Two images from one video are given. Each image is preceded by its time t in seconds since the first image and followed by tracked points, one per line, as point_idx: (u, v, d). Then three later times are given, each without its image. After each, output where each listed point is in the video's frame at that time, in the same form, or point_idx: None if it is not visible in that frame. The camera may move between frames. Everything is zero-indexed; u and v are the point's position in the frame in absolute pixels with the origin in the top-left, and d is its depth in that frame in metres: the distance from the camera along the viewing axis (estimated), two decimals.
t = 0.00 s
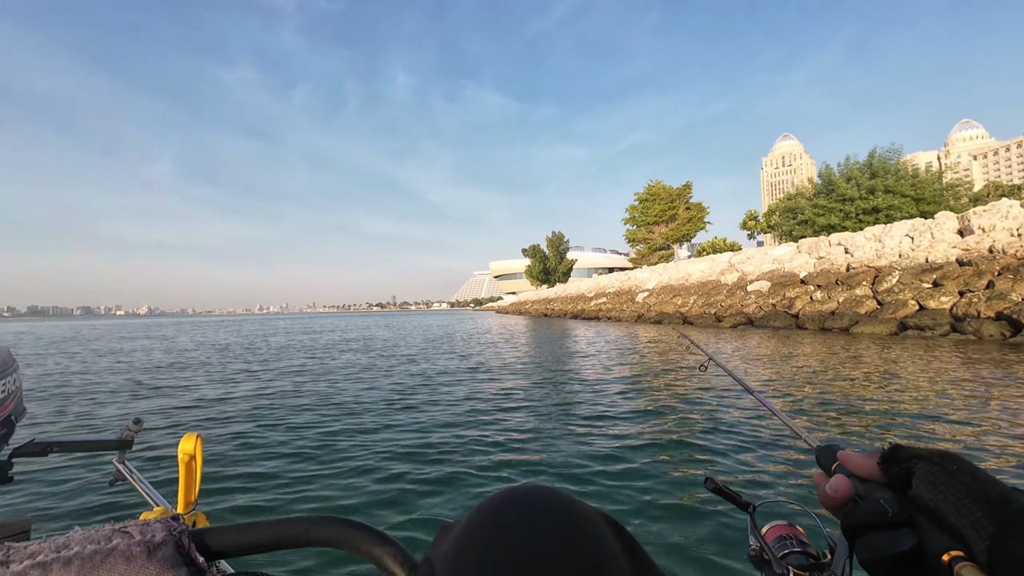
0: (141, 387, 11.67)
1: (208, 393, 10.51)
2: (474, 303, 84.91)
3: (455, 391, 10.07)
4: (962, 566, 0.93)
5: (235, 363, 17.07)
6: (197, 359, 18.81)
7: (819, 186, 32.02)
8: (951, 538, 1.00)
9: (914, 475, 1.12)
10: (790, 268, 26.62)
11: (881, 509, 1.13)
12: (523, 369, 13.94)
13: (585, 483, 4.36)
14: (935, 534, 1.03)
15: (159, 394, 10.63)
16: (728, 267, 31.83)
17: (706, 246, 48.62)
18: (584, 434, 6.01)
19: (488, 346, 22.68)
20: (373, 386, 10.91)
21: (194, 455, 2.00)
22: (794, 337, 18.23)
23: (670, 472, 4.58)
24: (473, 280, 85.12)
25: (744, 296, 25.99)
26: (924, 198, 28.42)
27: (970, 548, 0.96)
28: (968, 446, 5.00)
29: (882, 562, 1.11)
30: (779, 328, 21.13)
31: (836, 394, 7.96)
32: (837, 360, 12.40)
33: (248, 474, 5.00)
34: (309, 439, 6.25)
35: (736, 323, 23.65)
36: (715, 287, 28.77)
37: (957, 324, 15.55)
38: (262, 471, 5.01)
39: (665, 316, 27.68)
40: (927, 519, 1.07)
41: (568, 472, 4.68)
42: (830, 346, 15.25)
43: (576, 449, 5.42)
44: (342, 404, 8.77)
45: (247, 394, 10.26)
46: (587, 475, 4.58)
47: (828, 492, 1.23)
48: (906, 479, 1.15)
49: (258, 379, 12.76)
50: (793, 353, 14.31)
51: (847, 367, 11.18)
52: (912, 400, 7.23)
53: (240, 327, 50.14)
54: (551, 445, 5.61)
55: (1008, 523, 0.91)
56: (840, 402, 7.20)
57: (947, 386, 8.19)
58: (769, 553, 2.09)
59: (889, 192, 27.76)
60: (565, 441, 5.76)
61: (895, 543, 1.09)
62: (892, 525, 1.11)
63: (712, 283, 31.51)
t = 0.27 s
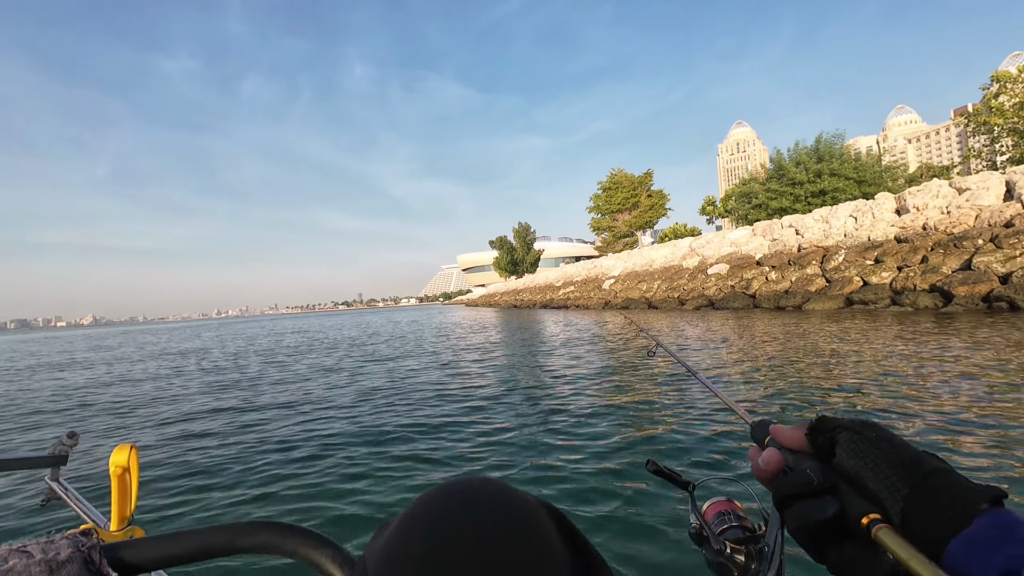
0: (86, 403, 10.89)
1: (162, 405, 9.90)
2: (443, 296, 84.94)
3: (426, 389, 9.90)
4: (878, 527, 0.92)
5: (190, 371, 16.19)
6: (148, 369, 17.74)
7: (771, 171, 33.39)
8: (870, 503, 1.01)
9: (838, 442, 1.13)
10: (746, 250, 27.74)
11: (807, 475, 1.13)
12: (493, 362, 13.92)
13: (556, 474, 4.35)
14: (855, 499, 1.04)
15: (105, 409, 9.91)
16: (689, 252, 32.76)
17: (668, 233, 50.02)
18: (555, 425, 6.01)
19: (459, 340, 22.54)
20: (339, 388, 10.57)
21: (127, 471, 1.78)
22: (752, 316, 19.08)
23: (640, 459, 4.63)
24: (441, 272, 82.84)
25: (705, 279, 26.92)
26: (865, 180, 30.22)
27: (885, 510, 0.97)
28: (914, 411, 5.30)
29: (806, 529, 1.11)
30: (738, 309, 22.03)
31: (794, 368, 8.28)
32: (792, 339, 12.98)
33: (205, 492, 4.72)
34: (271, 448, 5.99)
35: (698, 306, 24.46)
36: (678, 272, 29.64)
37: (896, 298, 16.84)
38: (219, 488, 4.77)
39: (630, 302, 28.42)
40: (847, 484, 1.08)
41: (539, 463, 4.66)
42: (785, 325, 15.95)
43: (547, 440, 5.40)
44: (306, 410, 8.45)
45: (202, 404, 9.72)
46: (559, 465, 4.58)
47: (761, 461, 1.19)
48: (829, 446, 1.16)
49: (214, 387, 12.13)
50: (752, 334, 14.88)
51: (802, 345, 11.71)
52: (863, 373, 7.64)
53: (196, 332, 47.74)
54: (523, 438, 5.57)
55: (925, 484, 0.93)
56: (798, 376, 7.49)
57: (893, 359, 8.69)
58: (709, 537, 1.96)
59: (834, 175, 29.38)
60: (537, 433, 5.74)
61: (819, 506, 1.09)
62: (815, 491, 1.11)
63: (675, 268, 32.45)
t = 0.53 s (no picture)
0: (25, 423, 10.14)
1: (111, 420, 9.33)
2: (412, 290, 84.95)
3: (395, 387, 9.78)
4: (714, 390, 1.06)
5: (143, 380, 15.40)
6: (94, 380, 16.67)
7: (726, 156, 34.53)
8: (707, 376, 1.17)
9: (688, 326, 1.25)
10: (704, 234, 28.73)
11: (660, 352, 1.23)
12: (464, 355, 13.90)
13: (519, 465, 4.46)
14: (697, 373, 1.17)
15: (47, 428, 9.27)
16: (651, 237, 33.62)
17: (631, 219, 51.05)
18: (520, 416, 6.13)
19: (428, 334, 22.33)
20: (303, 391, 10.34)
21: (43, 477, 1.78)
22: (711, 297, 19.87)
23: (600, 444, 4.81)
24: (408, 266, 84.94)
25: (667, 263, 27.73)
26: (812, 163, 31.74)
27: (721, 380, 1.14)
28: (851, 394, 5.71)
29: (646, 398, 1.21)
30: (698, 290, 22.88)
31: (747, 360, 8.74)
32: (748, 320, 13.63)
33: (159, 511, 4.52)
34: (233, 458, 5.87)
35: (660, 289, 25.21)
36: (641, 257, 30.40)
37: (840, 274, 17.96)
38: (175, 504, 4.65)
39: (597, 289, 28.96)
40: (690, 362, 1.22)
41: (502, 454, 4.76)
42: (741, 305, 16.73)
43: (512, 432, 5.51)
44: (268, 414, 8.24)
45: (156, 415, 9.31)
46: (521, 455, 4.69)
47: (618, 342, 1.22)
48: (679, 331, 1.28)
49: (170, 396, 11.62)
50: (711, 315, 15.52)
51: (757, 328, 12.31)
52: (809, 360, 8.15)
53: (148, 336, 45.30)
54: (488, 430, 5.65)
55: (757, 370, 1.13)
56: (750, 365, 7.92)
57: (836, 346, 9.31)
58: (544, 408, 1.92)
59: (783, 159, 30.73)
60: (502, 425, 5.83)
61: (664, 379, 1.20)
62: (663, 365, 1.21)
63: (638, 253, 33.24)
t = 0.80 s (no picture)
0: None
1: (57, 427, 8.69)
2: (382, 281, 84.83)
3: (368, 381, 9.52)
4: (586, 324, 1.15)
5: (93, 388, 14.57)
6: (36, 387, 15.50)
7: (690, 142, 35.16)
8: (578, 305, 1.25)
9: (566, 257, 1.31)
10: (671, 219, 29.27)
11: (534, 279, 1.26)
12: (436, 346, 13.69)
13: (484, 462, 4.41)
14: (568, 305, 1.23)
15: None
16: (619, 222, 33.95)
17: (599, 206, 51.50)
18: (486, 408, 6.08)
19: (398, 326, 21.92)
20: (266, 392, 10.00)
21: None
22: (678, 280, 20.28)
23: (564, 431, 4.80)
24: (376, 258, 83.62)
25: (635, 248, 28.12)
26: (771, 149, 32.74)
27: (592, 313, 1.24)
28: (803, 370, 5.94)
29: (511, 323, 1.25)
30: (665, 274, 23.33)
31: (710, 344, 8.99)
32: (712, 302, 14.00)
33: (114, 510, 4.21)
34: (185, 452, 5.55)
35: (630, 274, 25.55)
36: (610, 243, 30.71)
37: (798, 255, 18.68)
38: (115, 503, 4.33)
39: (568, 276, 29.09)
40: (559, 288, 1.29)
41: (484, 445, 4.68)
42: (706, 288, 17.15)
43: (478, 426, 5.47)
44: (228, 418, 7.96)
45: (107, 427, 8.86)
46: (484, 447, 4.65)
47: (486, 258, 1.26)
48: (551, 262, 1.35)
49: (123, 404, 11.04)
50: (677, 299, 15.87)
51: (724, 310, 12.64)
52: (767, 340, 8.42)
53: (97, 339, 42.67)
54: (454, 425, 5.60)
55: (631, 312, 1.28)
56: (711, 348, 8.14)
57: (792, 324, 9.67)
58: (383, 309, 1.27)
59: (744, 145, 31.57)
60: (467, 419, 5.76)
61: (534, 307, 1.23)
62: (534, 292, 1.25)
63: (607, 239, 33.55)
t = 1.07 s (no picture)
0: None
1: None
2: (359, 275, 84.89)
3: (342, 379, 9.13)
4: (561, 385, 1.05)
5: (45, 396, 13.73)
6: None
7: (665, 130, 35.23)
8: (547, 362, 1.13)
9: (529, 307, 1.19)
10: (646, 206, 29.35)
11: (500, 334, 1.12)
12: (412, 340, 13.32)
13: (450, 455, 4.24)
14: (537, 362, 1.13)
15: None
16: (595, 211, 33.95)
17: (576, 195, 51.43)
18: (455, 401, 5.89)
19: (373, 320, 21.35)
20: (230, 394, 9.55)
21: None
22: (655, 268, 20.34)
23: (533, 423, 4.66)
24: (352, 251, 84.95)
25: (612, 236, 28.10)
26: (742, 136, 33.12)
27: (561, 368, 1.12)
28: (772, 356, 5.94)
29: (480, 393, 1.12)
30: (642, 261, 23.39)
31: (690, 329, 8.93)
32: (686, 290, 14.08)
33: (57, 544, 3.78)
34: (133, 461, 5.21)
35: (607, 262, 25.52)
36: (587, 231, 30.66)
37: (769, 241, 18.90)
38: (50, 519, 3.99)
39: (546, 265, 28.92)
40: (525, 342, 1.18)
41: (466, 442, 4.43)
42: (681, 275, 17.25)
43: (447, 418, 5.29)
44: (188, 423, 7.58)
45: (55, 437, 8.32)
46: (450, 443, 4.47)
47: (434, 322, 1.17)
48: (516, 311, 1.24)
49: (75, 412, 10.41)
50: (652, 286, 15.91)
51: (701, 295, 12.66)
52: (738, 327, 8.47)
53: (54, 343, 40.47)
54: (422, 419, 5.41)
55: (603, 360, 1.19)
56: (684, 338, 8.14)
57: (762, 310, 9.77)
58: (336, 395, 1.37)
59: (717, 132, 31.81)
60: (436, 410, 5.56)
61: (502, 375, 1.11)
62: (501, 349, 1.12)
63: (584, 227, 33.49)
